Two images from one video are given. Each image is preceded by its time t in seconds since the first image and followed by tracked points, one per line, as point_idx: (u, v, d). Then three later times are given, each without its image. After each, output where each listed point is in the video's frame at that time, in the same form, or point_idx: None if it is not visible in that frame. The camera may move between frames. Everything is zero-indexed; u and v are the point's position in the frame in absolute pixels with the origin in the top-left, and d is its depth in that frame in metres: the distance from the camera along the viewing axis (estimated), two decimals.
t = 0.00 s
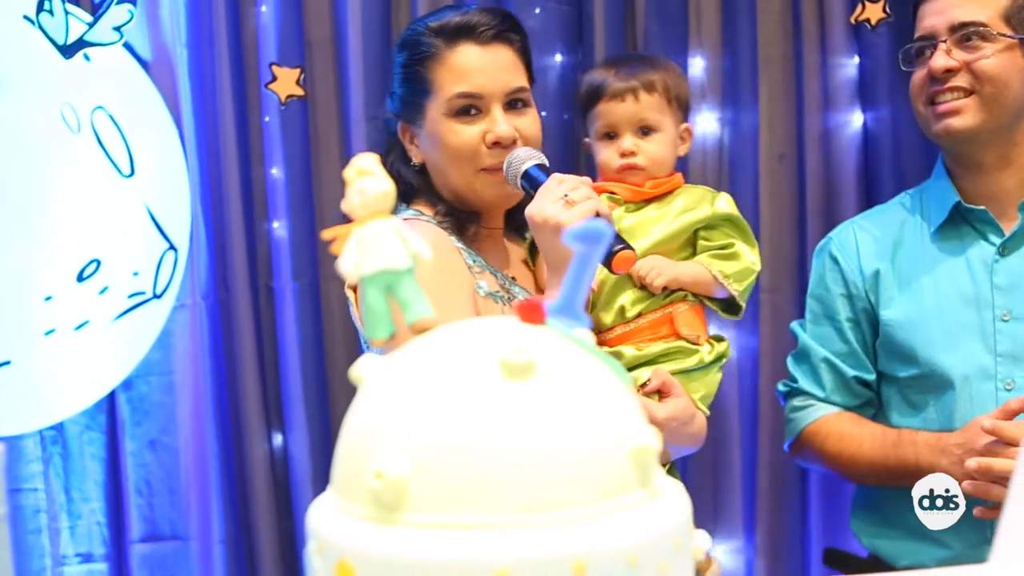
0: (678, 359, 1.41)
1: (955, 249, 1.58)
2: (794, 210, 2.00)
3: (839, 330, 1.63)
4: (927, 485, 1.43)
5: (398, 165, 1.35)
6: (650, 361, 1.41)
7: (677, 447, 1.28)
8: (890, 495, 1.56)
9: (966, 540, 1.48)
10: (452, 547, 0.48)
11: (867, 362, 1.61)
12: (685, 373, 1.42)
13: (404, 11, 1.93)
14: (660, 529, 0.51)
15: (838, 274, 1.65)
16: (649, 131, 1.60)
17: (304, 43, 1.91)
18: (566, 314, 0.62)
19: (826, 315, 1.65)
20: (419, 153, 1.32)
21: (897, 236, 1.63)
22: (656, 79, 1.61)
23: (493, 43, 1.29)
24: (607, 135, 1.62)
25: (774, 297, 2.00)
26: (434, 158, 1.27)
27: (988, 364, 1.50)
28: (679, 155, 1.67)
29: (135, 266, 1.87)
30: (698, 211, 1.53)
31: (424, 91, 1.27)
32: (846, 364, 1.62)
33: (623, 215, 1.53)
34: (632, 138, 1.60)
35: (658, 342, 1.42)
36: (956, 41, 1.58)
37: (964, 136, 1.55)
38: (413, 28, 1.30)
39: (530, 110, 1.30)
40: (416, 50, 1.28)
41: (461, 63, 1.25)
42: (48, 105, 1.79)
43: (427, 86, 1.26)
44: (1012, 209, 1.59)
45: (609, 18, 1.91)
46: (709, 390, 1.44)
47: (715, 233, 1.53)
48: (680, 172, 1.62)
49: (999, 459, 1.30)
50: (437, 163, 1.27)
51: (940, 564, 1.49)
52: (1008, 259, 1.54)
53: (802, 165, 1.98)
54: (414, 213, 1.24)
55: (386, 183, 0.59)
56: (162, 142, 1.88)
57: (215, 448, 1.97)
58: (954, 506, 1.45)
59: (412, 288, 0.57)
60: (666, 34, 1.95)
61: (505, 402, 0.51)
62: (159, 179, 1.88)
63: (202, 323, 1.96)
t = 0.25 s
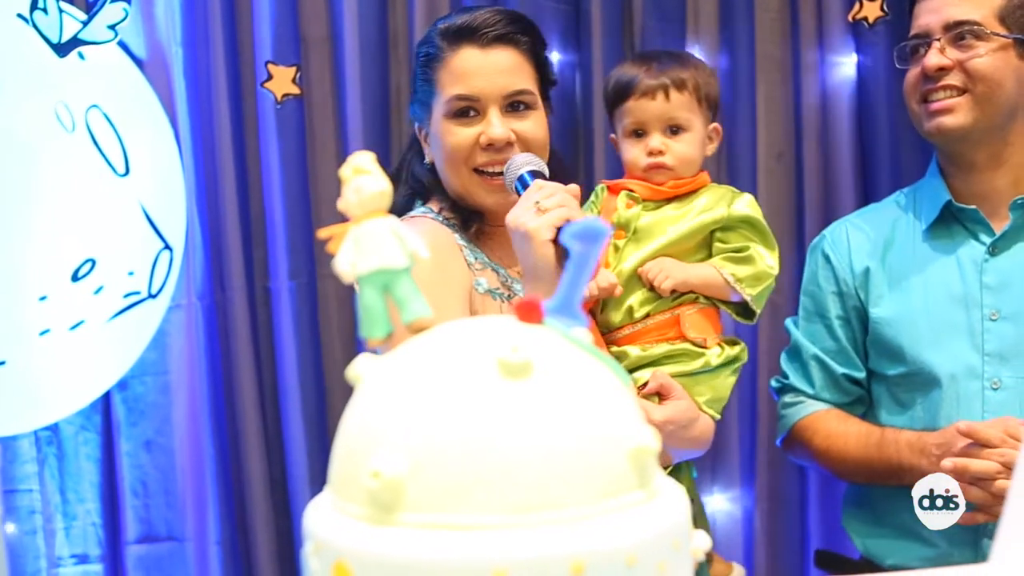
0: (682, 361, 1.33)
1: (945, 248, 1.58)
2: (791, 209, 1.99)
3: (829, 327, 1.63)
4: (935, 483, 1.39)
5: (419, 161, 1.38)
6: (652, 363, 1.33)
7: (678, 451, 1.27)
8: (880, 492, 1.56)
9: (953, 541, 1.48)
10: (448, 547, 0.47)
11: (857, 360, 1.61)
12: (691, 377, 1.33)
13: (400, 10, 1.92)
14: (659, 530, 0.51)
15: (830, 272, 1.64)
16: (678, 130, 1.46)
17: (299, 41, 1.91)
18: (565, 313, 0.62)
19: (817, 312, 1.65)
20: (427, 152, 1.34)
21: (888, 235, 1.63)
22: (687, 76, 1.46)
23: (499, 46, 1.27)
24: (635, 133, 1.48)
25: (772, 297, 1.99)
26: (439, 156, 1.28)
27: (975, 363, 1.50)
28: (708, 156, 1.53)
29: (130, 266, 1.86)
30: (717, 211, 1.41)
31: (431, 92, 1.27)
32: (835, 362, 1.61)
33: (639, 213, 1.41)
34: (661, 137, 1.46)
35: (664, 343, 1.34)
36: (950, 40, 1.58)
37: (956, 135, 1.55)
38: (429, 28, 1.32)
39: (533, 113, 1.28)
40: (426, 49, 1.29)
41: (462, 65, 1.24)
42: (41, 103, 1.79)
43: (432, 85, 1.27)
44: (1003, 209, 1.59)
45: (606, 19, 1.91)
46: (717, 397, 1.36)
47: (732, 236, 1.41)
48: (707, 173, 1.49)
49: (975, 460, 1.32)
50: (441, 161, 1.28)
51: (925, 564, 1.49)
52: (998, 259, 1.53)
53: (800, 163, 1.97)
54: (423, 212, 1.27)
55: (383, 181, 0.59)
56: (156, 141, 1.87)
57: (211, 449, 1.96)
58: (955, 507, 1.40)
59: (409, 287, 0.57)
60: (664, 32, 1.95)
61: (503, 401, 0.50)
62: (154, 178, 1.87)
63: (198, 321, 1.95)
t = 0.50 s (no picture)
0: (683, 366, 1.33)
1: (935, 248, 1.58)
2: (789, 207, 1.99)
3: (819, 327, 1.63)
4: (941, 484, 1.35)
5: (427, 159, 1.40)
6: (652, 367, 1.34)
7: (676, 456, 1.28)
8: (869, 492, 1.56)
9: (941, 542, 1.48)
10: (446, 548, 0.47)
11: (847, 360, 1.61)
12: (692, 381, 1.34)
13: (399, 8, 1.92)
14: (658, 531, 0.50)
15: (820, 271, 1.64)
16: (682, 130, 1.45)
17: (297, 40, 1.91)
18: (563, 313, 0.62)
19: (807, 311, 1.65)
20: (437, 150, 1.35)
21: (880, 234, 1.63)
22: (689, 75, 1.46)
23: (506, 46, 1.27)
24: (638, 136, 1.48)
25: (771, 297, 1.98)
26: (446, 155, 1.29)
27: (964, 364, 1.50)
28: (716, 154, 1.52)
29: (126, 266, 1.88)
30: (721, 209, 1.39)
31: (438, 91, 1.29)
32: (826, 361, 1.61)
33: (644, 213, 1.41)
34: (665, 139, 1.45)
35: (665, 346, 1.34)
36: (944, 39, 1.57)
37: (948, 134, 1.55)
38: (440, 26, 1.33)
39: (541, 114, 1.27)
40: (436, 48, 1.30)
41: (466, 65, 1.25)
42: (39, 103, 1.82)
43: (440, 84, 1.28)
44: (995, 210, 1.59)
45: (603, 20, 1.91)
46: (718, 401, 1.36)
47: (735, 234, 1.40)
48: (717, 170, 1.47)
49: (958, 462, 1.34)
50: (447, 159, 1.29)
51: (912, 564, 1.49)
52: (988, 260, 1.53)
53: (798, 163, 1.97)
54: (427, 210, 1.29)
55: (381, 181, 0.59)
56: (153, 140, 1.88)
57: (208, 450, 1.95)
58: (954, 508, 1.37)
59: (408, 287, 0.57)
60: (661, 32, 1.95)
61: (501, 401, 0.50)
62: (151, 178, 1.88)
63: (194, 322, 1.92)
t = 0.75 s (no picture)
0: (689, 369, 1.34)
1: (926, 250, 1.58)
2: (785, 207, 1.99)
3: (811, 329, 1.62)
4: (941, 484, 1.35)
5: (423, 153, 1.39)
6: (657, 370, 1.34)
7: (683, 461, 1.28)
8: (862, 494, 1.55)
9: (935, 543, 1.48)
10: (443, 548, 0.47)
11: (838, 361, 1.61)
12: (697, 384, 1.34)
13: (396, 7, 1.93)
14: (655, 531, 0.50)
15: (812, 273, 1.64)
16: (676, 129, 1.44)
17: (294, 39, 1.91)
18: (560, 314, 0.62)
19: (798, 313, 1.65)
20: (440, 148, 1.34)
21: (871, 235, 1.63)
22: (682, 69, 1.44)
23: (513, 41, 1.26)
24: (635, 134, 1.47)
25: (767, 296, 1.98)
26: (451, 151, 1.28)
27: (956, 366, 1.50)
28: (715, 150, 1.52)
29: (123, 265, 1.88)
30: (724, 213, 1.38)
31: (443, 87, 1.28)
32: (817, 363, 1.61)
33: (643, 213, 1.41)
34: (659, 138, 1.44)
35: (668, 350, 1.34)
36: (936, 38, 1.58)
37: (937, 133, 1.54)
38: (440, 21, 1.30)
39: (553, 111, 1.27)
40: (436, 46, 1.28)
41: (476, 62, 1.24)
42: (35, 102, 1.82)
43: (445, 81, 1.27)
44: (986, 210, 1.58)
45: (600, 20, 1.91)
46: (723, 405, 1.37)
47: (739, 235, 1.40)
48: (717, 168, 1.47)
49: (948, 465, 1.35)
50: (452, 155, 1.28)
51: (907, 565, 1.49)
52: (979, 261, 1.53)
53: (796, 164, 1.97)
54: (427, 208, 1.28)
55: (379, 180, 0.58)
56: (150, 140, 1.88)
57: (205, 451, 1.95)
58: (955, 508, 1.36)
59: (405, 287, 0.57)
60: (659, 32, 1.95)
61: (499, 402, 0.50)
62: (147, 178, 1.88)
63: (191, 321, 1.93)
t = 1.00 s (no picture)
0: (703, 366, 1.34)
1: (922, 252, 1.58)
2: (783, 207, 1.98)
3: (805, 331, 1.62)
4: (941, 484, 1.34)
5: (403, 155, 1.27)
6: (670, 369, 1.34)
7: (702, 460, 1.28)
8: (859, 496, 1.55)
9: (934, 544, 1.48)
10: (442, 548, 0.47)
11: (833, 363, 1.61)
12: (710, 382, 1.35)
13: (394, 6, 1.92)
14: (655, 532, 0.50)
15: (806, 275, 1.64)
16: (675, 130, 1.43)
17: (291, 39, 1.91)
18: (559, 313, 0.62)
19: (793, 315, 1.64)
20: (432, 150, 1.23)
21: (865, 237, 1.62)
22: (687, 68, 1.43)
23: (505, 25, 1.19)
24: (632, 131, 1.46)
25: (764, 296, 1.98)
26: (450, 148, 1.19)
27: (953, 367, 1.51)
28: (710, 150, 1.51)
29: (120, 266, 1.88)
30: (723, 212, 1.39)
31: (436, 83, 1.17)
32: (812, 366, 1.61)
33: (641, 209, 1.40)
34: (657, 138, 1.44)
35: (678, 349, 1.35)
36: (931, 39, 1.58)
37: (931, 134, 1.54)
38: (410, 14, 1.20)
39: (548, 94, 1.22)
40: (417, 38, 1.17)
41: (473, 50, 1.15)
42: (32, 101, 1.82)
43: (440, 76, 1.17)
44: (981, 211, 1.58)
45: (598, 20, 1.91)
46: (734, 401, 1.38)
47: (741, 234, 1.40)
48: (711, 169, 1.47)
49: (942, 465, 1.35)
50: (452, 153, 1.19)
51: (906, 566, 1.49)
52: (974, 262, 1.54)
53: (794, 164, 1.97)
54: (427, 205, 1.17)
55: (377, 181, 0.58)
56: (148, 140, 1.88)
57: (201, 450, 1.96)
58: (955, 508, 1.36)
59: (403, 287, 0.57)
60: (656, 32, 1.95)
61: (498, 402, 0.50)
62: (144, 177, 1.88)
63: (188, 321, 1.93)
